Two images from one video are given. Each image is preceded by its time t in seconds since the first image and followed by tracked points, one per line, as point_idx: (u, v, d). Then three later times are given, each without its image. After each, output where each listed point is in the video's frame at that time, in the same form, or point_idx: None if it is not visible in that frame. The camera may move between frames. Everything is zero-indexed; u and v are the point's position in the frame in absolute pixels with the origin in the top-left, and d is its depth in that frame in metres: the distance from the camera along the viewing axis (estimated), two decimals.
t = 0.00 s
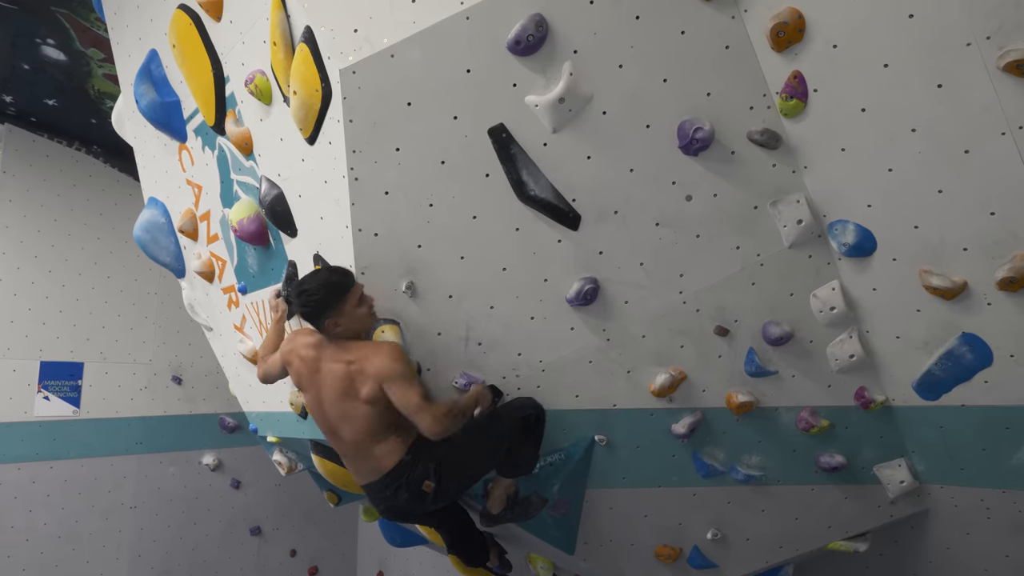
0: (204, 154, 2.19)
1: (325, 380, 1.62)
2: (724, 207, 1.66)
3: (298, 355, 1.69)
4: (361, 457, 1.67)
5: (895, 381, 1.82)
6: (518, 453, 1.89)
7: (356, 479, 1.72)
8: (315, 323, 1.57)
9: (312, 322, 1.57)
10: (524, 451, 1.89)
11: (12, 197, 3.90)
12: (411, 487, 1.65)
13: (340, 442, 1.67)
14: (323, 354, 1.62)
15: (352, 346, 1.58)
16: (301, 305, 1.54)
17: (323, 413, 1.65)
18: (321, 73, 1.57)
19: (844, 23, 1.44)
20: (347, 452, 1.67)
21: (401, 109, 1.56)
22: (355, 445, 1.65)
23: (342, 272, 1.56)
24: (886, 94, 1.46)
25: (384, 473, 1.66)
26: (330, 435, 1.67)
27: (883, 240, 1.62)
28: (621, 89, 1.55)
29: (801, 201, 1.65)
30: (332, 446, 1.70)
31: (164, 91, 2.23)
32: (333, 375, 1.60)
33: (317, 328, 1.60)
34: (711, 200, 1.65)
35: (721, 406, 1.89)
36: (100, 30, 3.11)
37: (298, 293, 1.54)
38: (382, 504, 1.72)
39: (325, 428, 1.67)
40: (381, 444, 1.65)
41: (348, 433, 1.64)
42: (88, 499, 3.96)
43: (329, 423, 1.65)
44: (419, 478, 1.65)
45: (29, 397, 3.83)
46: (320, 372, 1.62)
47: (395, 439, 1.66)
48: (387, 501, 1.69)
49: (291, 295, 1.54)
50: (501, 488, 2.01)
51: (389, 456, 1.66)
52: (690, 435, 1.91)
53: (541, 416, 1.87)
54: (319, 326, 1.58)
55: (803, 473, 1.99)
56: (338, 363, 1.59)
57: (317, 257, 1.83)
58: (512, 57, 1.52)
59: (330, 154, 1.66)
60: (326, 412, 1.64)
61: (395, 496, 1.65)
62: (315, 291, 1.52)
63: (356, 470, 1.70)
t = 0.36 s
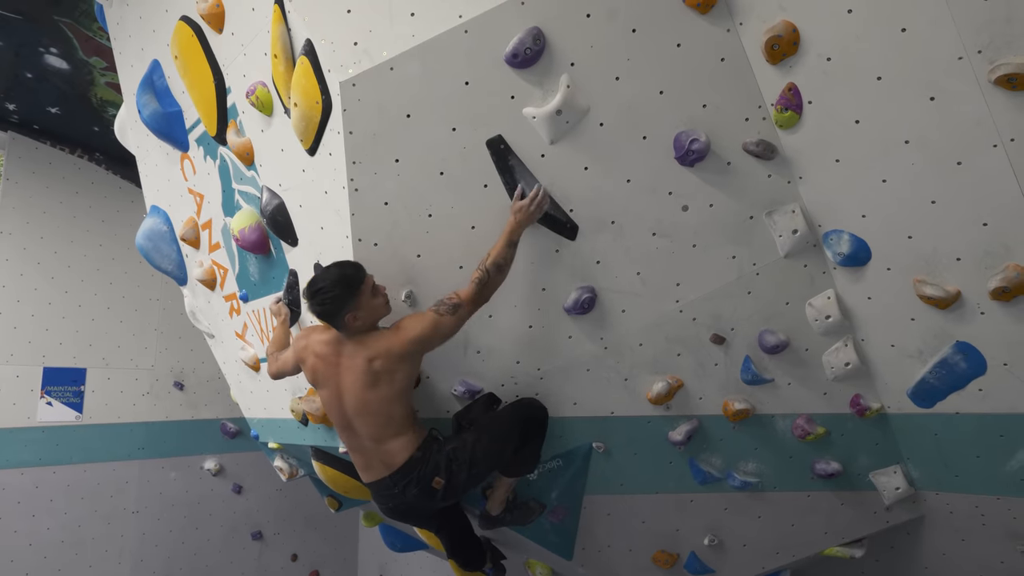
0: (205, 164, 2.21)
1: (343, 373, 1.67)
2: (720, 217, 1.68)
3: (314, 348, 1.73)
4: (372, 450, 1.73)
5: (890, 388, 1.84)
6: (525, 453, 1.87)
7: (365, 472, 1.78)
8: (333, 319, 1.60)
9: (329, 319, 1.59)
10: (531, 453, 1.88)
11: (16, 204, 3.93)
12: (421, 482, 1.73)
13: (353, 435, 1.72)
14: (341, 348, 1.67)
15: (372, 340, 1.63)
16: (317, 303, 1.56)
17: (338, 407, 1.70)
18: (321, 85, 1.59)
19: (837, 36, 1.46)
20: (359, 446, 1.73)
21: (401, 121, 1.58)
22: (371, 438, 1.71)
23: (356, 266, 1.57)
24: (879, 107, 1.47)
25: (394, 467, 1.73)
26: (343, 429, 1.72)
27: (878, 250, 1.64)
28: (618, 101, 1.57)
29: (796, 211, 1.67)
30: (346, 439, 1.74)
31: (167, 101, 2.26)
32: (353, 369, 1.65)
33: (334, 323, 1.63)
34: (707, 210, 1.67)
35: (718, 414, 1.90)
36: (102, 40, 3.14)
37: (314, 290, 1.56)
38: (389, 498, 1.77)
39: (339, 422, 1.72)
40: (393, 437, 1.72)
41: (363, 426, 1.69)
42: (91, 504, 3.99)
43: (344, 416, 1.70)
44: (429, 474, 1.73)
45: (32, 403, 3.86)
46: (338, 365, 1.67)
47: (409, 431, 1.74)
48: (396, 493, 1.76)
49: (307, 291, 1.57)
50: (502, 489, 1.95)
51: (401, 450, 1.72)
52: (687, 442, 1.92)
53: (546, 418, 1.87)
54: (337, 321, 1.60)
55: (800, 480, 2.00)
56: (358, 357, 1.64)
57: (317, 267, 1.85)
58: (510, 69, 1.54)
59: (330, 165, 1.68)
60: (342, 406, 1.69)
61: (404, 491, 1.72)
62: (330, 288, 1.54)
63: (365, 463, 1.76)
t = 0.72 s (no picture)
0: (206, 164, 2.20)
1: (352, 355, 1.66)
2: (721, 217, 1.68)
3: (323, 329, 1.72)
4: (378, 432, 1.74)
5: (892, 388, 1.84)
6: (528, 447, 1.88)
7: (369, 454, 1.79)
8: (344, 299, 1.60)
9: (340, 298, 1.59)
10: (536, 445, 1.88)
11: (17, 204, 3.93)
12: (427, 468, 1.73)
13: (360, 417, 1.73)
14: (350, 331, 1.66)
15: (382, 322, 1.63)
16: (329, 281, 1.56)
17: (346, 389, 1.70)
18: (322, 85, 1.59)
19: (838, 36, 1.45)
20: (365, 427, 1.74)
21: (402, 121, 1.58)
22: (378, 422, 1.72)
23: (368, 246, 1.57)
24: (880, 106, 1.47)
25: (400, 450, 1.74)
26: (350, 410, 1.73)
27: (879, 250, 1.63)
28: (619, 101, 1.57)
29: (797, 211, 1.67)
30: (353, 422, 1.76)
31: (167, 101, 2.25)
32: (361, 352, 1.64)
33: (345, 304, 1.63)
34: (708, 210, 1.67)
35: (719, 414, 1.90)
36: (102, 40, 3.14)
37: (326, 267, 1.55)
38: (393, 484, 1.78)
39: (345, 404, 1.73)
40: (399, 420, 1.73)
41: (371, 409, 1.70)
42: (92, 505, 3.99)
43: (352, 398, 1.71)
44: (434, 459, 1.73)
45: (33, 403, 3.86)
46: (347, 348, 1.67)
47: (415, 417, 1.75)
48: (400, 477, 1.76)
49: (317, 269, 1.56)
50: (506, 484, 1.96)
51: (407, 434, 1.74)
52: (689, 442, 1.92)
53: (551, 412, 1.87)
54: (348, 301, 1.60)
55: (801, 479, 2.00)
56: (367, 341, 1.63)
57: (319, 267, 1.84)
58: (511, 70, 1.54)
59: (331, 165, 1.68)
60: (350, 387, 1.69)
61: (409, 476, 1.73)
62: (344, 265, 1.53)
63: (370, 445, 1.77)
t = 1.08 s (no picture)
0: (212, 165, 2.22)
1: (355, 367, 1.68)
2: (723, 219, 1.69)
3: (324, 342, 1.74)
4: (384, 442, 1.75)
5: (892, 389, 1.85)
6: (531, 448, 1.90)
7: (375, 465, 1.80)
8: (344, 311, 1.62)
9: (339, 310, 1.61)
10: (538, 447, 1.90)
11: (20, 205, 3.95)
12: (433, 476, 1.75)
13: (366, 427, 1.74)
14: (352, 342, 1.68)
15: (383, 332, 1.65)
16: (327, 295, 1.57)
17: (351, 400, 1.71)
18: (330, 88, 1.59)
19: (840, 40, 1.47)
20: (372, 438, 1.75)
21: (408, 123, 1.59)
22: (383, 431, 1.74)
23: (362, 257, 1.58)
24: (881, 110, 1.49)
25: (406, 459, 1.75)
26: (355, 421, 1.74)
27: (879, 252, 1.65)
28: (622, 104, 1.59)
29: (799, 213, 1.69)
30: (358, 433, 1.77)
31: (173, 103, 2.26)
32: (364, 363, 1.66)
33: (345, 316, 1.64)
34: (711, 212, 1.69)
35: (721, 414, 1.92)
36: (107, 41, 3.16)
37: (323, 282, 1.56)
38: (400, 492, 1.79)
39: (351, 416, 1.74)
40: (405, 429, 1.74)
41: (376, 419, 1.72)
42: (94, 504, 4.01)
43: (357, 409, 1.72)
44: (440, 467, 1.75)
45: (36, 403, 3.88)
46: (350, 360, 1.68)
47: (420, 424, 1.77)
48: (407, 486, 1.78)
49: (314, 283, 1.58)
50: (508, 484, 1.98)
51: (412, 442, 1.75)
52: (691, 441, 1.94)
53: (553, 414, 1.89)
54: (347, 312, 1.62)
55: (803, 479, 2.02)
56: (369, 351, 1.66)
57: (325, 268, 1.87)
58: (516, 73, 1.56)
59: (338, 167, 1.68)
60: (355, 398, 1.71)
61: (416, 484, 1.75)
62: (341, 279, 1.55)
63: (376, 455, 1.78)
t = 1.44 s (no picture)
0: (229, 168, 2.24)
1: (378, 361, 1.71)
2: (738, 220, 1.70)
3: (348, 336, 1.77)
4: (407, 435, 1.78)
5: (906, 389, 1.86)
6: (551, 448, 1.92)
7: (398, 457, 1.83)
8: (368, 304, 1.64)
9: (363, 303, 1.63)
10: (558, 446, 1.92)
11: (36, 206, 4.00)
12: (454, 468, 1.78)
13: (388, 420, 1.78)
14: (375, 336, 1.71)
15: (405, 326, 1.68)
16: (352, 286, 1.60)
17: (374, 394, 1.74)
18: (348, 92, 1.60)
19: (856, 43, 1.47)
20: (394, 430, 1.79)
21: (425, 126, 1.61)
22: (406, 424, 1.76)
23: (388, 250, 1.60)
24: (897, 112, 1.49)
25: (428, 452, 1.78)
26: (379, 414, 1.78)
27: (895, 253, 1.66)
28: (638, 108, 1.60)
29: (814, 215, 1.69)
30: (382, 426, 1.80)
31: (190, 107, 2.29)
32: (387, 357, 1.69)
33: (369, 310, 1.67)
34: (725, 214, 1.70)
35: (735, 413, 1.93)
36: (121, 45, 3.17)
37: (348, 273, 1.59)
38: (421, 484, 1.83)
39: (374, 409, 1.77)
40: (427, 422, 1.77)
41: (399, 412, 1.75)
42: (110, 501, 4.06)
43: (380, 402, 1.75)
44: (461, 460, 1.78)
45: (53, 402, 3.93)
46: (373, 354, 1.71)
47: (443, 419, 1.79)
48: (428, 478, 1.81)
49: (340, 276, 1.61)
50: (524, 484, 1.99)
51: (434, 435, 1.78)
52: (705, 441, 1.95)
53: (573, 415, 1.91)
54: (371, 305, 1.64)
55: (816, 478, 2.03)
56: (391, 344, 1.68)
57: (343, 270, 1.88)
58: (533, 77, 1.57)
59: (356, 170, 1.70)
60: (378, 392, 1.74)
61: (437, 476, 1.78)
62: (366, 271, 1.58)
63: (399, 448, 1.81)
